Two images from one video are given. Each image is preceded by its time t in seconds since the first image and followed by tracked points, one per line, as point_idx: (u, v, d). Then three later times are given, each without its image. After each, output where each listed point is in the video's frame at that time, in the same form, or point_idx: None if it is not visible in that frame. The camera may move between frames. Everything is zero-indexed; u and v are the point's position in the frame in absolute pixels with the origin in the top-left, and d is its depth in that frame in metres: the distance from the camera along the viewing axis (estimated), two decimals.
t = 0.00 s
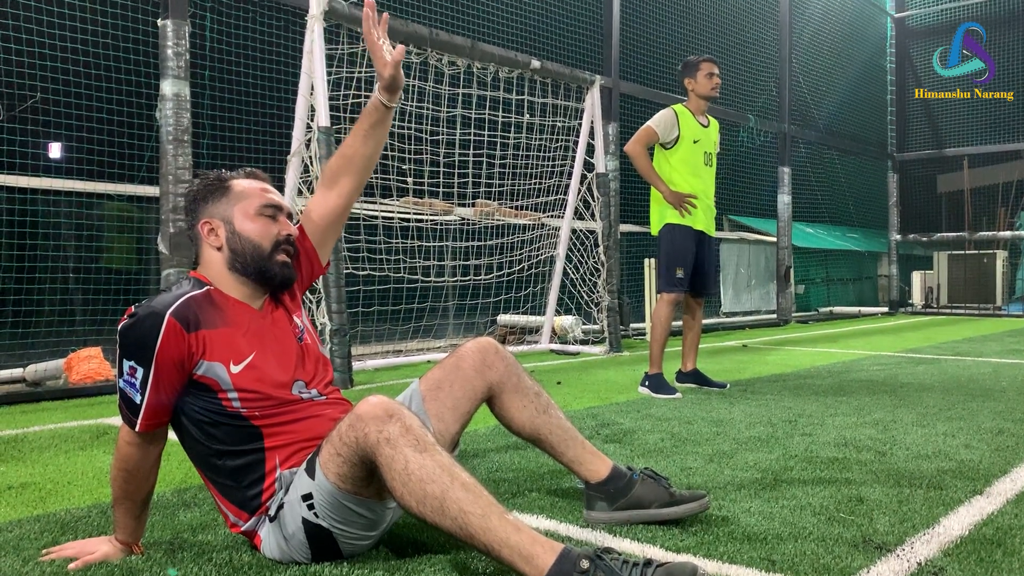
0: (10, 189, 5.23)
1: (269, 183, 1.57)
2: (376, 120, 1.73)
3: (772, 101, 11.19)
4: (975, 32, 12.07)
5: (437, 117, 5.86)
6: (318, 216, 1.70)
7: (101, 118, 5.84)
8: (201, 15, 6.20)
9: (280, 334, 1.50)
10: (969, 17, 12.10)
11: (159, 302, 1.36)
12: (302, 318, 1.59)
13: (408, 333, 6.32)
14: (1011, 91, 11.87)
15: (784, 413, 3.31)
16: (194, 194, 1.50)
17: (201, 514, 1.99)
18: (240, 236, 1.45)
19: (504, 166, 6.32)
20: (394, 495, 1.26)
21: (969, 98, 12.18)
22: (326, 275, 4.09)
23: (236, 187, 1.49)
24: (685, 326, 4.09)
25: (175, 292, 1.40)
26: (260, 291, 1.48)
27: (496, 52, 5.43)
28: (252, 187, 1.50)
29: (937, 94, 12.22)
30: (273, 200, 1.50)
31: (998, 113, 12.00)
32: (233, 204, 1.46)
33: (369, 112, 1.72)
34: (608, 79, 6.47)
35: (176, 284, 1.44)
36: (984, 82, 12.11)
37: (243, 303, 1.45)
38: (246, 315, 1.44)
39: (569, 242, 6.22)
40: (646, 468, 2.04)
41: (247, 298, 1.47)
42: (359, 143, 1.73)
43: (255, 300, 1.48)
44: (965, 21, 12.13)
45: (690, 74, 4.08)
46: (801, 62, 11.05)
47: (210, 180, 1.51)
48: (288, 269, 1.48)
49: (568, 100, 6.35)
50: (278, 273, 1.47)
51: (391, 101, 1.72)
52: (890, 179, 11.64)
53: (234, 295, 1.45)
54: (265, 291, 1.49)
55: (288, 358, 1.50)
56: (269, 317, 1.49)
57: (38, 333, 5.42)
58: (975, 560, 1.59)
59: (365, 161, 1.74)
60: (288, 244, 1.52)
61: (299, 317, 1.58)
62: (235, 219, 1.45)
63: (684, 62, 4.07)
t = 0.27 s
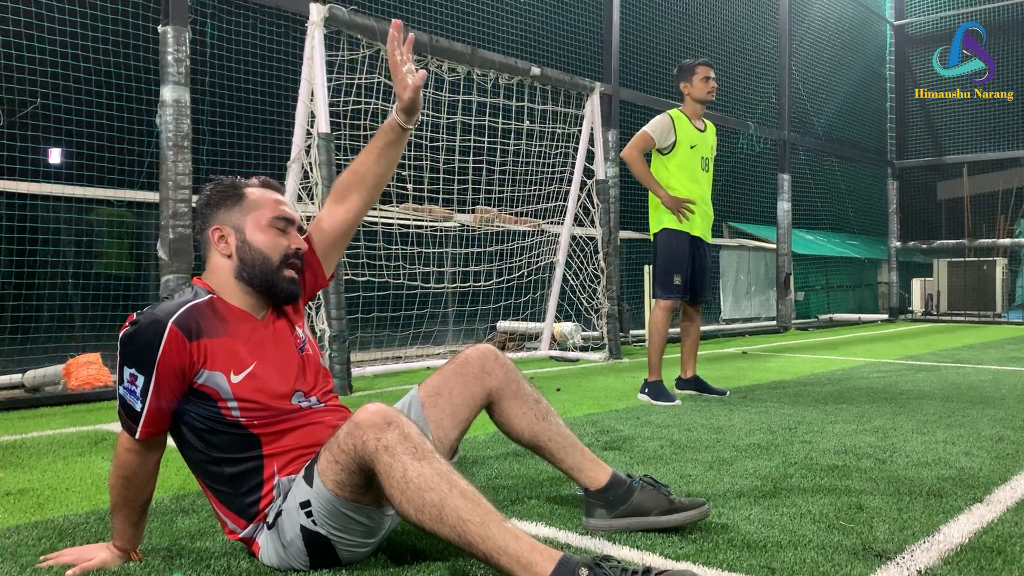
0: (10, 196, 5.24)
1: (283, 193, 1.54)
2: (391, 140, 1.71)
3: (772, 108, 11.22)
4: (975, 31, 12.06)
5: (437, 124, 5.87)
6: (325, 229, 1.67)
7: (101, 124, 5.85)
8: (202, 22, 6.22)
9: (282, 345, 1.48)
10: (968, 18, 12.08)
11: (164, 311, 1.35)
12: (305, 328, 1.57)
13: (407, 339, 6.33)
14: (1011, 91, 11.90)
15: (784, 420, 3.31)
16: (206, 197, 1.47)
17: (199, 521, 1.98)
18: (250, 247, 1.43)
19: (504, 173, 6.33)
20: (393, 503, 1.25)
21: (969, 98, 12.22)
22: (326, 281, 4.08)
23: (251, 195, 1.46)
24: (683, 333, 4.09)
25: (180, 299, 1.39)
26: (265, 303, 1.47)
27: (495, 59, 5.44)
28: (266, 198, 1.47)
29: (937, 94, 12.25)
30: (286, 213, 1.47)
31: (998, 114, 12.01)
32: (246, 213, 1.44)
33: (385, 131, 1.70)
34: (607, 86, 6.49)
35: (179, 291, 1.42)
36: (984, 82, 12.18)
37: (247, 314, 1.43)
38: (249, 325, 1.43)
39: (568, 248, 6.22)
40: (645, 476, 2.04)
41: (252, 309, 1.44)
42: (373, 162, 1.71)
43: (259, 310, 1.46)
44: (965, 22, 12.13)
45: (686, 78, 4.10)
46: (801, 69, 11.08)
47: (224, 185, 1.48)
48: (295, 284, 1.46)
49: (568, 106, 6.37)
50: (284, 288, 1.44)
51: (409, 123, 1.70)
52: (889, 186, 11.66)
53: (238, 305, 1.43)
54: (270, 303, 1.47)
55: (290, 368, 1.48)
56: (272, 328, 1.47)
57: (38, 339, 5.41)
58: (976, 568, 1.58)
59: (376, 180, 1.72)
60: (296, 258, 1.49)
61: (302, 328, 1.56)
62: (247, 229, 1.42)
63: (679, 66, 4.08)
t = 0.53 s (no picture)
0: (9, 199, 5.23)
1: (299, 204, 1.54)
2: (403, 160, 1.71)
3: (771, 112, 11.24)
4: (975, 31, 12.06)
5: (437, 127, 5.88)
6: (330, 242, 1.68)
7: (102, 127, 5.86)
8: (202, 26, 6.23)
9: (285, 352, 1.48)
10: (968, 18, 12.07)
11: (170, 316, 1.35)
12: (307, 336, 1.57)
13: (407, 343, 6.33)
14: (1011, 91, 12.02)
15: (784, 424, 3.31)
16: (223, 199, 1.46)
17: (198, 525, 1.98)
18: (262, 257, 1.43)
19: (503, 176, 6.33)
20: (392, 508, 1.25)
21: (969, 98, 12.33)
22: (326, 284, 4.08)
23: (268, 203, 1.45)
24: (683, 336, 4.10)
25: (187, 303, 1.39)
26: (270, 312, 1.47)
27: (495, 63, 5.45)
28: (283, 208, 1.47)
29: (936, 94, 12.30)
30: (301, 225, 1.48)
31: (997, 116, 12.04)
32: (262, 222, 1.43)
33: (397, 150, 1.70)
34: (607, 90, 6.51)
35: (186, 295, 1.42)
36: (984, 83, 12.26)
37: (252, 321, 1.43)
38: (253, 333, 1.43)
39: (568, 252, 6.23)
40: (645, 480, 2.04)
41: (257, 317, 1.45)
42: (382, 179, 1.72)
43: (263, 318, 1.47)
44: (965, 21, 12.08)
45: (680, 81, 4.11)
46: (800, 73, 11.10)
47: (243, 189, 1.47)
48: (302, 298, 1.46)
49: (568, 111, 6.38)
50: (291, 301, 1.45)
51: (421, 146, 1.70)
52: (888, 190, 11.67)
53: (243, 312, 1.43)
54: (276, 313, 1.47)
55: (292, 376, 1.49)
56: (275, 336, 1.48)
57: (38, 343, 5.41)
58: (975, 572, 1.58)
59: (384, 197, 1.73)
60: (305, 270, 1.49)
61: (304, 336, 1.56)
62: (261, 238, 1.42)
63: (672, 68, 4.09)
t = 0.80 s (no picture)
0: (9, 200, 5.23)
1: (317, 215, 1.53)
2: (408, 182, 1.74)
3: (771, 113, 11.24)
4: (975, 31, 12.04)
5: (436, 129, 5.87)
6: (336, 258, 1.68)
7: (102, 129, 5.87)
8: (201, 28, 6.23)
9: (287, 358, 1.48)
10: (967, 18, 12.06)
11: (176, 318, 1.34)
12: (309, 342, 1.57)
13: (407, 344, 6.32)
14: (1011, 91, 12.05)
15: (784, 425, 3.31)
16: (243, 202, 1.44)
17: (199, 526, 1.98)
18: (277, 266, 1.41)
19: (503, 178, 6.32)
20: (392, 511, 1.25)
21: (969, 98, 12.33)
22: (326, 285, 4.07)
23: (288, 212, 1.44)
24: (684, 337, 4.09)
25: (194, 305, 1.38)
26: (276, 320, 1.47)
27: (495, 64, 5.45)
28: (302, 219, 1.45)
29: (936, 95, 12.31)
30: (318, 238, 1.46)
31: (996, 116, 12.06)
32: (281, 232, 1.42)
33: (404, 172, 1.73)
34: (607, 91, 6.52)
35: (192, 297, 1.41)
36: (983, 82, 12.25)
37: (257, 327, 1.43)
38: (257, 339, 1.43)
39: (568, 253, 6.23)
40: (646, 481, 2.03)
41: (262, 324, 1.44)
42: (387, 201, 1.74)
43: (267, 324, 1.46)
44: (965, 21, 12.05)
45: (673, 79, 4.10)
46: (800, 75, 11.11)
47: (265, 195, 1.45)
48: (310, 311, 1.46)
49: (568, 112, 6.38)
50: (299, 313, 1.44)
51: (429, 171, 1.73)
52: (888, 191, 11.67)
53: (249, 319, 1.42)
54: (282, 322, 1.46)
55: (294, 382, 1.49)
56: (277, 341, 1.48)
57: (38, 345, 5.40)
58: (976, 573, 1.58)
59: (389, 218, 1.74)
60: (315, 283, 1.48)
61: (306, 343, 1.56)
62: (277, 249, 1.41)
63: (665, 67, 4.09)
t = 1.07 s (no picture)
0: (10, 202, 5.24)
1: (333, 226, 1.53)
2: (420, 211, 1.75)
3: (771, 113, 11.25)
4: (975, 31, 12.04)
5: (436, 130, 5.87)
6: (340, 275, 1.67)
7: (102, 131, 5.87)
8: (202, 29, 6.24)
9: (291, 363, 1.49)
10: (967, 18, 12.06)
11: (185, 324, 1.35)
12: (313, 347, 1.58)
13: (407, 345, 6.33)
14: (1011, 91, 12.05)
15: (785, 425, 3.31)
16: (261, 208, 1.44)
17: (200, 528, 1.99)
18: (292, 277, 1.41)
19: (503, 178, 6.32)
20: (393, 512, 1.26)
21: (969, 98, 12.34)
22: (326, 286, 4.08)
23: (306, 222, 1.44)
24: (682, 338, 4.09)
25: (205, 311, 1.38)
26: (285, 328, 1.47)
27: (495, 65, 5.45)
28: (321, 230, 1.45)
29: (936, 94, 12.32)
30: (334, 250, 1.46)
31: (996, 115, 12.05)
32: (300, 242, 1.42)
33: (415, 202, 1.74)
34: (607, 91, 6.53)
35: (203, 301, 1.41)
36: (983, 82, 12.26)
37: (264, 333, 1.44)
38: (264, 345, 1.43)
39: (568, 253, 6.24)
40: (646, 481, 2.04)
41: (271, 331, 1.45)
42: (396, 230, 1.74)
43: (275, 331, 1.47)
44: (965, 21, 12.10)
45: (667, 79, 4.11)
46: (800, 74, 11.11)
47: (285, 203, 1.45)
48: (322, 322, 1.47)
49: (568, 112, 6.39)
50: (311, 323, 1.45)
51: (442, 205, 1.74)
52: (888, 191, 11.66)
53: (259, 326, 1.43)
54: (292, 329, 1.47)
55: (298, 388, 1.49)
56: (283, 347, 1.48)
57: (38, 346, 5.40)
58: (976, 573, 1.59)
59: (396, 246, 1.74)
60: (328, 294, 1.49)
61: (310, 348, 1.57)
62: (294, 260, 1.41)
63: (659, 67, 4.10)
